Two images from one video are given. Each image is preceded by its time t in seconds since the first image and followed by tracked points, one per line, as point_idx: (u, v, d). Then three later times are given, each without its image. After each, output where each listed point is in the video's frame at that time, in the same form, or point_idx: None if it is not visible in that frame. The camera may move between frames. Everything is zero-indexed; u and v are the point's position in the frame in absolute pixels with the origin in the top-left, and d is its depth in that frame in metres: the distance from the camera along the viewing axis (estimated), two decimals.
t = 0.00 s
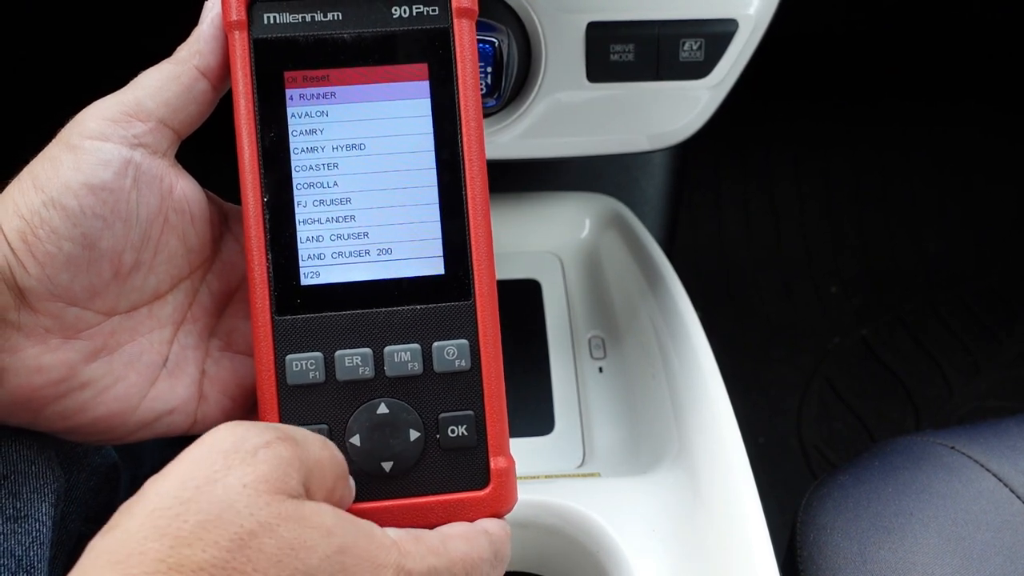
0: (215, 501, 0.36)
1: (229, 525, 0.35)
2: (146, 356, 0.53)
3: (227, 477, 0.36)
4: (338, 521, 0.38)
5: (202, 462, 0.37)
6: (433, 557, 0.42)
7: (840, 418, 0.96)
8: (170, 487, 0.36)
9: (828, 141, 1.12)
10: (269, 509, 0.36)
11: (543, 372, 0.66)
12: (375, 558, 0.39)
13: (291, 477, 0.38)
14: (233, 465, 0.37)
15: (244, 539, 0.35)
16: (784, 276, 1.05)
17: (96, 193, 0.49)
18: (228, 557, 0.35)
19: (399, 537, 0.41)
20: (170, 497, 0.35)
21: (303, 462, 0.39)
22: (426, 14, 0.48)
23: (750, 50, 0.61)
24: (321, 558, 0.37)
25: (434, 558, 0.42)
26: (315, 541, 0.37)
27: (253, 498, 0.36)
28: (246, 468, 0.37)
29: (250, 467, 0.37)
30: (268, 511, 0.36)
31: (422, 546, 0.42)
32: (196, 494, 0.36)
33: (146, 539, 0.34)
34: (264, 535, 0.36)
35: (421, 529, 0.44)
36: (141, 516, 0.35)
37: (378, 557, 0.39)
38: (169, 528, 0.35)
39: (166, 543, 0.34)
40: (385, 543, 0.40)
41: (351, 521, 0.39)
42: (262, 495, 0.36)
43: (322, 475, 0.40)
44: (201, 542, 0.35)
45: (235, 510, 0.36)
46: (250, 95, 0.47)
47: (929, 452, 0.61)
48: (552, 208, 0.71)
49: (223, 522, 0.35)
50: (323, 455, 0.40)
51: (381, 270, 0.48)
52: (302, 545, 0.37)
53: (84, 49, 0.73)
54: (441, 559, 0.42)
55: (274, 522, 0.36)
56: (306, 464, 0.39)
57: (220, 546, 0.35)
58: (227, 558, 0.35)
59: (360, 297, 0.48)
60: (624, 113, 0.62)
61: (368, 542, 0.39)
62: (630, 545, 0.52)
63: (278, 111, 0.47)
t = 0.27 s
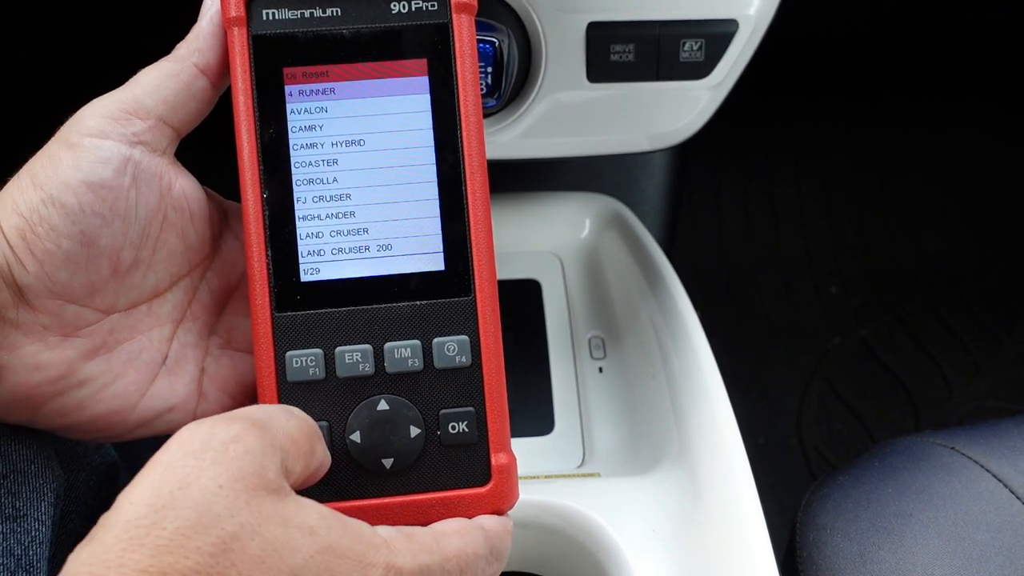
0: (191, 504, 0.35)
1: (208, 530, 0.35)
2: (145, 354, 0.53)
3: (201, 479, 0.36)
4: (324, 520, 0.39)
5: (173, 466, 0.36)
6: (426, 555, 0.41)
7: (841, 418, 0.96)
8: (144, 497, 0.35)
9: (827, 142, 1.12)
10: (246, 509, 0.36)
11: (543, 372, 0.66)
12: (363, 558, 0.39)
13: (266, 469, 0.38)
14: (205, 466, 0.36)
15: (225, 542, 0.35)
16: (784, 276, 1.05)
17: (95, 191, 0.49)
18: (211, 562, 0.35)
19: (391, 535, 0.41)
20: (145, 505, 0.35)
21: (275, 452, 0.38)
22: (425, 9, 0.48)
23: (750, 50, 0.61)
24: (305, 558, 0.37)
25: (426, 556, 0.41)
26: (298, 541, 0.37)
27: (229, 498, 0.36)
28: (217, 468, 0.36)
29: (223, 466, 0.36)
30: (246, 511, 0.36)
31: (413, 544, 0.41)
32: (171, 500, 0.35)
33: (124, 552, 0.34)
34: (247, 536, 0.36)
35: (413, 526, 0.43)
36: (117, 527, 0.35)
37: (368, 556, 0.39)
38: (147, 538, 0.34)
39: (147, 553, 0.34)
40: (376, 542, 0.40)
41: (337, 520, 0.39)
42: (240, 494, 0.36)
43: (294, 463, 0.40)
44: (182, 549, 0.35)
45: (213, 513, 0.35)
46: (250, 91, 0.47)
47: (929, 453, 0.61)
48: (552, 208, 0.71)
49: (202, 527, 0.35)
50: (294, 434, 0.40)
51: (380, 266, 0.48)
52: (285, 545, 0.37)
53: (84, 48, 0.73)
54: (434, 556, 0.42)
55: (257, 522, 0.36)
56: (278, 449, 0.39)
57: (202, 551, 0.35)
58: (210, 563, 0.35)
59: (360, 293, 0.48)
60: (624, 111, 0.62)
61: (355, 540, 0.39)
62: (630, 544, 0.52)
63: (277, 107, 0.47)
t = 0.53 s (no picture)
0: (185, 506, 0.35)
1: (201, 533, 0.35)
2: (144, 355, 0.53)
3: (194, 481, 0.36)
4: (318, 522, 0.39)
5: (167, 470, 0.36)
6: (421, 555, 0.41)
7: (841, 418, 0.96)
8: (138, 500, 0.35)
9: (828, 142, 1.12)
10: (240, 512, 0.36)
11: (543, 372, 0.66)
12: (358, 558, 0.39)
13: (260, 470, 0.38)
14: (198, 469, 0.36)
15: (218, 545, 0.35)
16: (784, 276, 1.05)
17: (94, 193, 0.49)
18: (204, 563, 0.35)
19: (386, 536, 0.41)
20: (139, 508, 0.35)
21: (267, 454, 0.39)
22: (423, 9, 0.48)
23: (750, 51, 0.61)
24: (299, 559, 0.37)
25: (421, 556, 0.41)
26: (292, 543, 0.37)
27: (223, 500, 0.36)
28: (210, 470, 0.36)
29: (216, 469, 0.36)
30: (240, 513, 0.36)
31: (409, 544, 0.41)
32: (165, 502, 0.35)
33: (118, 554, 0.34)
34: (240, 538, 0.36)
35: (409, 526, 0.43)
36: (112, 530, 0.34)
37: (363, 557, 0.39)
38: (141, 540, 0.34)
39: (141, 554, 0.34)
40: (371, 543, 0.40)
41: (331, 522, 0.39)
42: (234, 496, 0.36)
43: (287, 466, 0.40)
44: (176, 551, 0.34)
45: (207, 515, 0.35)
46: (247, 93, 0.47)
47: (928, 453, 0.61)
48: (552, 208, 0.71)
49: (197, 529, 0.35)
50: (286, 434, 0.40)
51: (378, 267, 0.48)
52: (279, 546, 0.37)
53: (84, 49, 0.73)
54: (429, 556, 0.42)
55: (249, 524, 0.36)
56: (271, 450, 0.39)
57: (195, 553, 0.35)
58: (203, 564, 0.35)
59: (359, 294, 0.48)
60: (623, 112, 0.62)
61: (350, 541, 0.39)
62: (630, 544, 0.52)
63: (275, 108, 0.47)
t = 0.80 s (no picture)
0: (181, 507, 0.35)
1: (196, 534, 0.35)
2: (143, 354, 0.53)
3: (189, 482, 0.36)
4: (316, 522, 0.38)
5: (164, 470, 0.36)
6: (419, 554, 0.41)
7: (841, 419, 0.96)
8: (135, 500, 0.35)
9: (828, 142, 1.12)
10: (236, 513, 0.36)
11: (543, 372, 0.66)
12: (356, 558, 0.39)
13: (256, 471, 0.38)
14: (193, 469, 0.36)
15: (214, 547, 0.35)
16: (784, 276, 1.05)
17: (93, 192, 0.49)
18: (200, 565, 0.35)
19: (383, 535, 0.41)
20: (134, 510, 0.35)
21: (264, 455, 0.39)
22: (423, 7, 0.48)
23: (751, 51, 0.61)
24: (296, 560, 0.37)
25: (420, 556, 0.41)
26: (289, 544, 0.37)
27: (219, 501, 0.36)
28: (206, 471, 0.36)
29: (211, 470, 0.36)
30: (236, 515, 0.36)
31: (407, 544, 0.41)
32: (160, 503, 0.35)
33: (113, 556, 0.34)
34: (237, 539, 0.36)
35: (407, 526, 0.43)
36: (108, 532, 0.35)
37: (361, 557, 0.39)
38: (135, 542, 0.34)
39: (135, 556, 0.34)
40: (369, 543, 0.40)
41: (328, 521, 0.39)
42: (230, 498, 0.36)
43: (285, 469, 0.40)
44: (171, 553, 0.35)
45: (202, 516, 0.35)
46: (248, 91, 0.47)
47: (928, 453, 0.61)
48: (552, 208, 0.71)
49: (191, 529, 0.35)
50: (284, 434, 0.40)
51: (379, 266, 0.48)
52: (276, 546, 0.37)
53: (85, 48, 0.73)
54: (427, 556, 0.41)
55: (246, 525, 0.36)
56: (268, 451, 0.39)
57: (190, 554, 0.35)
58: (199, 565, 0.35)
59: (359, 292, 0.48)
60: (623, 111, 0.62)
61: (348, 541, 0.39)
62: (629, 544, 0.52)
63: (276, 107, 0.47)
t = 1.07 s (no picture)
0: (179, 505, 0.35)
1: (194, 532, 0.35)
2: (141, 354, 0.53)
3: (188, 480, 0.36)
4: (314, 521, 0.39)
5: (161, 468, 0.36)
6: (418, 551, 0.41)
7: (841, 419, 0.96)
8: (132, 498, 0.35)
9: (827, 142, 1.12)
10: (234, 512, 0.36)
11: (543, 372, 0.66)
12: (354, 555, 0.39)
13: (254, 469, 0.38)
14: (191, 467, 0.36)
15: (212, 545, 0.35)
16: (784, 276, 1.05)
17: (89, 191, 0.49)
18: (198, 563, 0.35)
19: (381, 532, 0.41)
20: (131, 509, 0.35)
21: (263, 453, 0.39)
22: (422, 8, 0.48)
23: (751, 51, 0.61)
24: (294, 557, 0.37)
25: (418, 552, 0.41)
26: (287, 542, 0.37)
27: (217, 499, 0.36)
28: (204, 469, 0.36)
29: (209, 468, 0.36)
30: (233, 513, 0.36)
31: (405, 540, 0.41)
32: (158, 502, 0.35)
33: (112, 555, 0.34)
34: (235, 537, 0.36)
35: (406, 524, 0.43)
36: (106, 531, 0.34)
37: (359, 554, 0.39)
38: (133, 541, 0.34)
39: (134, 555, 0.34)
40: (367, 540, 0.40)
41: (327, 519, 0.39)
42: (228, 496, 0.36)
43: (284, 467, 0.40)
44: (169, 551, 0.34)
45: (200, 515, 0.35)
46: (245, 91, 0.47)
47: (928, 453, 0.61)
48: (551, 208, 0.71)
49: (189, 528, 0.35)
50: (283, 432, 0.40)
51: (377, 266, 0.48)
52: (274, 544, 0.37)
53: (83, 48, 0.73)
54: (425, 553, 0.42)
55: (245, 523, 0.36)
56: (266, 449, 0.39)
57: (189, 552, 0.35)
58: (197, 564, 0.35)
59: (357, 293, 0.48)
60: (623, 112, 0.62)
61: (346, 538, 0.39)
62: (629, 544, 0.52)
63: (274, 107, 0.47)
